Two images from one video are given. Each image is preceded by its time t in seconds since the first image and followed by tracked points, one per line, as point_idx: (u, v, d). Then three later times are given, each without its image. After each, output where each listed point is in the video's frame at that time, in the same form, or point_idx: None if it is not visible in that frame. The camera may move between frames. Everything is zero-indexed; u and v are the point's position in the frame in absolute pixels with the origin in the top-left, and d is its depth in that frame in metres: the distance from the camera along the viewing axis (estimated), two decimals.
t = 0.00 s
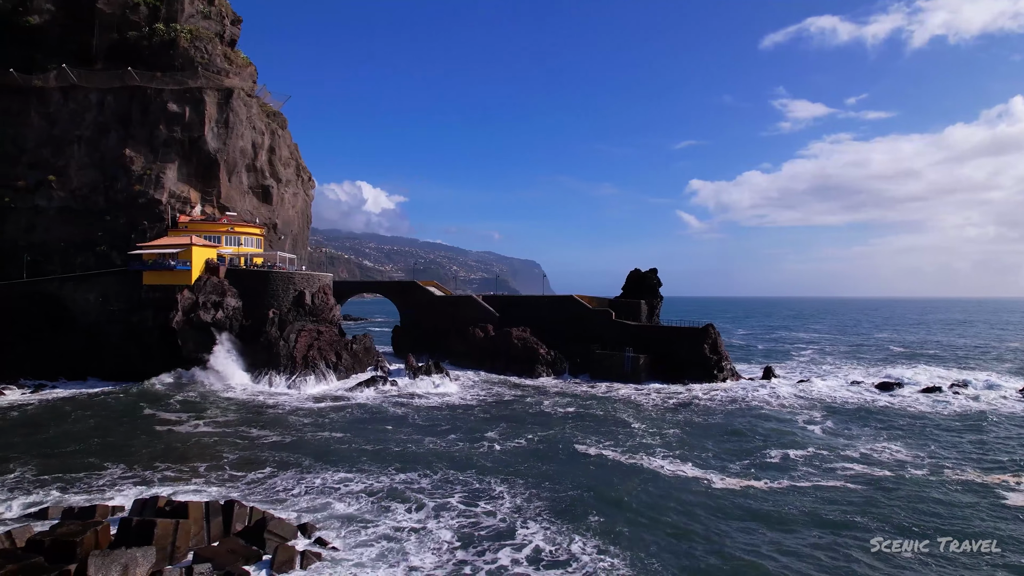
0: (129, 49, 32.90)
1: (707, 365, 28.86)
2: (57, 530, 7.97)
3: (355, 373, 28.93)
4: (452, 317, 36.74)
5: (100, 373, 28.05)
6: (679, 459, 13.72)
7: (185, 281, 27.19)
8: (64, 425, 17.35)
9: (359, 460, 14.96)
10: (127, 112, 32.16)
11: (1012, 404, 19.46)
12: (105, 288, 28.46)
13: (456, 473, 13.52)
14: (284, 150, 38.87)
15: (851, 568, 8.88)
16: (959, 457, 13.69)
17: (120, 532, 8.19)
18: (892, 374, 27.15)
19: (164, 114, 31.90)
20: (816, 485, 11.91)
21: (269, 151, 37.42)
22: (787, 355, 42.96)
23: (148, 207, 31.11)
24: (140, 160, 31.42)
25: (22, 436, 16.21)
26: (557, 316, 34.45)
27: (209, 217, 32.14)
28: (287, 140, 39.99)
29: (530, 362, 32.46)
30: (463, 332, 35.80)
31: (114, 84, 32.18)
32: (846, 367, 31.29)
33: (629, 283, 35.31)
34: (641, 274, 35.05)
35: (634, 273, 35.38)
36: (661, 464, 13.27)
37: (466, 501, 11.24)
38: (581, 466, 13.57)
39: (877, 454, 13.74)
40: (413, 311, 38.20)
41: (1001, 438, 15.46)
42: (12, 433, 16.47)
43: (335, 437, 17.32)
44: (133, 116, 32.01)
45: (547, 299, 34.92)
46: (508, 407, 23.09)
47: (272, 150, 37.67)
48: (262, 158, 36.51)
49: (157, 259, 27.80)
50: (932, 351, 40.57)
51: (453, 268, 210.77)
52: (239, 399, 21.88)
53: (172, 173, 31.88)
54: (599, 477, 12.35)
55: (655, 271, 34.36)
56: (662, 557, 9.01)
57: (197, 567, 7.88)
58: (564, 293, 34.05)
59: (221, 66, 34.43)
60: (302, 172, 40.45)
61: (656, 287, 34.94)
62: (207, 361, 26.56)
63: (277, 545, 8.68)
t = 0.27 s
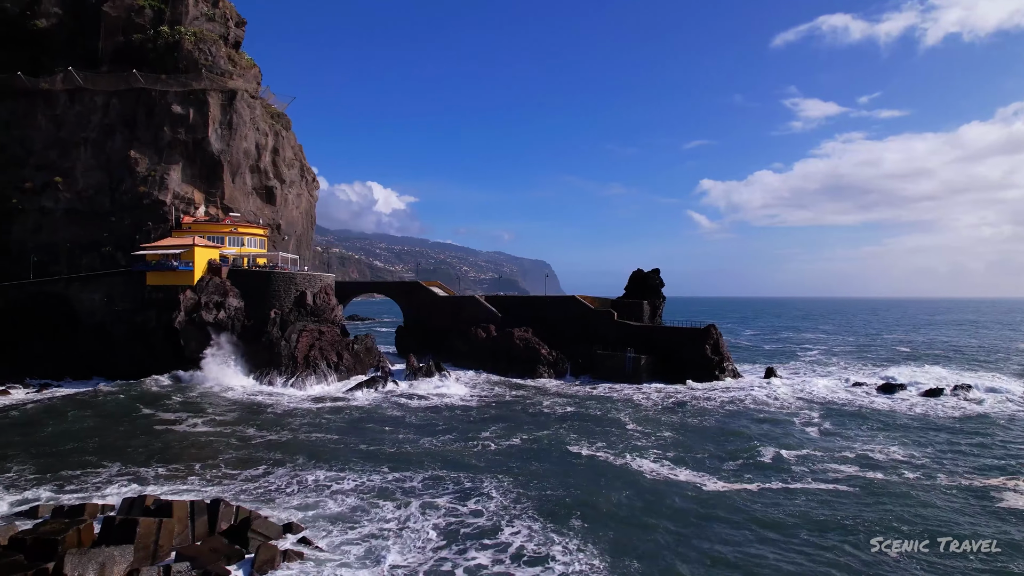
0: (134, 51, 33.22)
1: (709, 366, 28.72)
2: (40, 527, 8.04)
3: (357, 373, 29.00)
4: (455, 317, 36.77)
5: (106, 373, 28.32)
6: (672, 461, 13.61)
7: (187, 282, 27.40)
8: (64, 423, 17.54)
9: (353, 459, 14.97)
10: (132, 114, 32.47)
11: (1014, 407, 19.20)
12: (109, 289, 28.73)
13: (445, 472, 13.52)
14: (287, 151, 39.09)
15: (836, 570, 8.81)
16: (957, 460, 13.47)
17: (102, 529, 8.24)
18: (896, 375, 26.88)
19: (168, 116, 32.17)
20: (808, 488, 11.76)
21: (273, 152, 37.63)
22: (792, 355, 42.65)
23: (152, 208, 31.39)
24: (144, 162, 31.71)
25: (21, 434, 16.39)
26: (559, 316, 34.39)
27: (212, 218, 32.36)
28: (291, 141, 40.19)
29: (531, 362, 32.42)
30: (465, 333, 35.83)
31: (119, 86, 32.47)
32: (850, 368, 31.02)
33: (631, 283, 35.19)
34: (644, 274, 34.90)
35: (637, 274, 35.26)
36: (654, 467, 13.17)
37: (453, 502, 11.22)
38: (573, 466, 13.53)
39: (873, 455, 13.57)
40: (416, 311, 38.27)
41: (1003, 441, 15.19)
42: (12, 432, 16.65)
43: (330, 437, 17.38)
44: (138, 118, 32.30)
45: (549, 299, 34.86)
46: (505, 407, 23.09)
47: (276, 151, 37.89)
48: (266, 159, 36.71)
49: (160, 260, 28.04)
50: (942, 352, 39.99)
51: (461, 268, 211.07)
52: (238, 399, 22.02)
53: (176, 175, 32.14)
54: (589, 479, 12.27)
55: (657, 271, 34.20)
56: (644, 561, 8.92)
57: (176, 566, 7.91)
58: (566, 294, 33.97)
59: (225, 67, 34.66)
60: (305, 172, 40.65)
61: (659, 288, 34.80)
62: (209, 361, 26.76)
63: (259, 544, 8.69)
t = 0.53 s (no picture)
0: (140, 54, 33.52)
1: (711, 366, 28.55)
2: (24, 525, 8.11)
3: (358, 374, 29.05)
4: (458, 317, 36.78)
5: (111, 372, 28.63)
6: (664, 463, 13.50)
7: (190, 282, 27.62)
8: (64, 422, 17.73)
9: (348, 458, 14.99)
10: (137, 116, 32.74)
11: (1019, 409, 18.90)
12: (114, 289, 29.00)
13: (437, 471, 13.53)
14: (291, 151, 39.29)
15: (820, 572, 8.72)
16: (956, 463, 13.27)
17: (86, 528, 8.28)
18: (900, 376, 26.58)
19: (173, 117, 32.44)
20: (800, 489, 11.63)
21: (277, 153, 37.84)
22: (798, 356, 42.30)
23: (157, 209, 31.66)
24: (149, 163, 31.98)
25: (21, 433, 16.59)
26: (562, 316, 34.30)
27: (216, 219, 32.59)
28: (295, 142, 40.40)
29: (533, 363, 32.38)
30: (468, 333, 35.84)
31: (125, 88, 32.77)
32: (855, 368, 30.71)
33: (634, 283, 35.05)
34: (647, 274, 34.76)
35: (640, 274, 35.10)
36: (645, 468, 13.08)
37: (442, 501, 11.21)
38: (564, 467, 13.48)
39: (869, 458, 13.41)
40: (420, 311, 38.32)
41: (1004, 445, 14.96)
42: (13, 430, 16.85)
43: (327, 437, 17.44)
44: (143, 119, 32.58)
45: (551, 299, 34.78)
46: (504, 407, 23.07)
47: (280, 152, 38.08)
48: (270, 160, 36.92)
49: (164, 260, 28.28)
50: (951, 353, 39.46)
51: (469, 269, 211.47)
52: (238, 399, 22.14)
53: (180, 176, 32.39)
54: (580, 480, 12.21)
55: (660, 271, 34.05)
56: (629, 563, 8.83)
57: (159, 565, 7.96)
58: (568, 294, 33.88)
59: (229, 69, 34.87)
60: (309, 173, 40.83)
61: (662, 288, 34.63)
62: (211, 361, 26.96)
63: (243, 543, 8.71)
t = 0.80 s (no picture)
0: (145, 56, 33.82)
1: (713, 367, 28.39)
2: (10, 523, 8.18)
3: (360, 374, 29.12)
4: (460, 317, 36.80)
5: (116, 372, 28.94)
6: (657, 463, 13.44)
7: (193, 282, 27.85)
8: (65, 421, 17.94)
9: (342, 457, 15.03)
10: (143, 118, 33.05)
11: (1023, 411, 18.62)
12: (119, 289, 29.27)
13: (429, 469, 13.54)
14: (296, 152, 39.50)
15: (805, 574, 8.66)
16: (952, 466, 13.10)
17: (71, 527, 8.33)
18: (905, 377, 26.28)
19: (177, 119, 32.71)
20: (790, 491, 11.56)
21: (281, 154, 38.04)
22: (803, 356, 41.98)
23: (162, 210, 31.94)
24: (154, 164, 32.27)
25: (23, 431, 16.80)
26: (564, 316, 34.23)
27: (220, 219, 32.83)
28: (299, 143, 40.61)
29: (535, 363, 32.35)
30: (471, 333, 35.85)
31: (130, 91, 33.08)
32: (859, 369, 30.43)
33: (637, 283, 34.90)
34: (650, 274, 34.58)
35: (643, 274, 34.94)
36: (637, 469, 13.02)
37: (430, 500, 11.24)
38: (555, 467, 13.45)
39: (863, 459, 13.29)
40: (423, 311, 38.39)
41: (1006, 447, 14.73)
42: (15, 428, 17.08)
43: (324, 436, 17.51)
44: (149, 121, 32.87)
45: (554, 299, 34.70)
46: (503, 407, 23.08)
47: (284, 152, 38.29)
48: (274, 161, 37.13)
49: (168, 261, 28.53)
50: (962, 354, 38.90)
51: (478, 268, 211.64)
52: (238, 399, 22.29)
53: (185, 177, 32.66)
54: (570, 481, 12.18)
55: (663, 271, 33.89)
56: (610, 565, 8.82)
57: (142, 564, 8.03)
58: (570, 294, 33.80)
59: (233, 71, 35.08)
60: (314, 174, 41.03)
61: (665, 288, 34.47)
62: (214, 360, 27.19)
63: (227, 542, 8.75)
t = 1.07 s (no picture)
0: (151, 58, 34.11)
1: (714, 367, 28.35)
2: None
3: (362, 373, 29.18)
4: (464, 317, 36.77)
5: (120, 370, 29.25)
6: (650, 463, 13.35)
7: (196, 282, 28.06)
8: (67, 419, 18.12)
9: (336, 455, 15.05)
10: (148, 120, 33.34)
11: None
12: (124, 289, 29.49)
13: (421, 468, 13.54)
14: (300, 153, 39.68)
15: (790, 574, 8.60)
16: (950, 468, 12.92)
17: (57, 524, 8.43)
18: (910, 377, 25.98)
19: (182, 120, 32.97)
20: (781, 492, 11.46)
21: (285, 154, 38.23)
22: (809, 356, 41.62)
23: (166, 211, 32.20)
24: (159, 165, 32.54)
25: (24, 429, 17.00)
26: (566, 317, 34.12)
27: (224, 220, 33.04)
28: (304, 143, 40.82)
29: (537, 363, 32.28)
30: (474, 333, 35.83)
31: (136, 93, 33.37)
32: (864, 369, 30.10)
33: (640, 283, 34.75)
34: (653, 274, 34.41)
35: (646, 274, 34.77)
36: (630, 469, 12.94)
37: (418, 499, 11.23)
38: (546, 467, 13.41)
39: (858, 460, 13.15)
40: (426, 310, 38.41)
41: (1008, 451, 14.48)
42: (18, 426, 17.30)
43: (320, 436, 17.59)
44: (154, 122, 33.15)
45: (556, 299, 34.56)
46: (502, 406, 23.07)
47: (288, 153, 38.48)
48: (278, 161, 37.31)
49: (171, 261, 28.74)
50: (973, 356, 38.32)
51: (487, 268, 211.97)
52: (238, 399, 22.44)
53: (189, 178, 32.90)
54: (561, 482, 12.13)
55: (666, 271, 33.72)
56: (594, 566, 8.78)
57: (126, 561, 8.08)
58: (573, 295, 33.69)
59: (237, 72, 35.26)
60: (318, 174, 41.19)
61: (668, 288, 34.30)
62: (217, 360, 27.38)
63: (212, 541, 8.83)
